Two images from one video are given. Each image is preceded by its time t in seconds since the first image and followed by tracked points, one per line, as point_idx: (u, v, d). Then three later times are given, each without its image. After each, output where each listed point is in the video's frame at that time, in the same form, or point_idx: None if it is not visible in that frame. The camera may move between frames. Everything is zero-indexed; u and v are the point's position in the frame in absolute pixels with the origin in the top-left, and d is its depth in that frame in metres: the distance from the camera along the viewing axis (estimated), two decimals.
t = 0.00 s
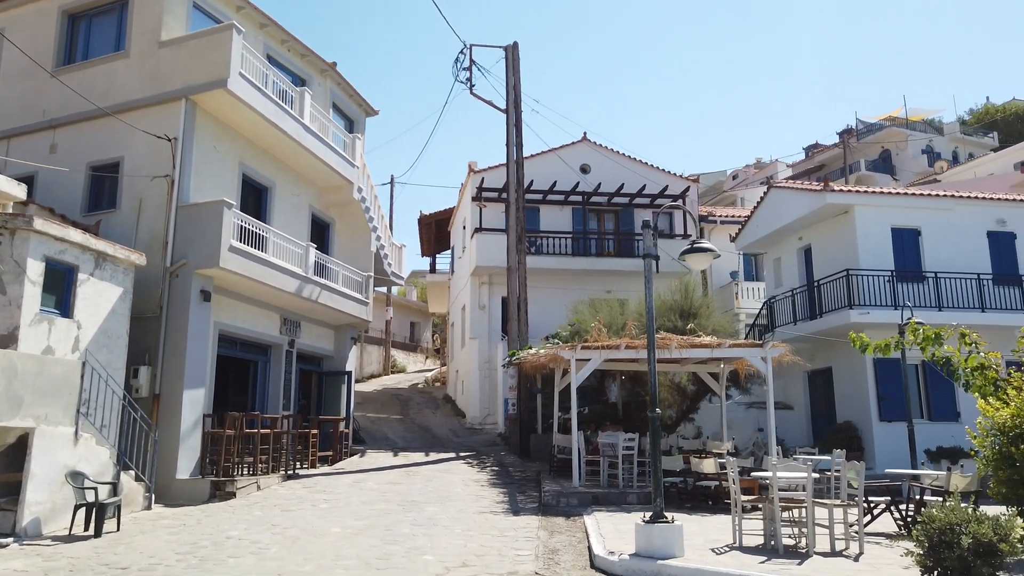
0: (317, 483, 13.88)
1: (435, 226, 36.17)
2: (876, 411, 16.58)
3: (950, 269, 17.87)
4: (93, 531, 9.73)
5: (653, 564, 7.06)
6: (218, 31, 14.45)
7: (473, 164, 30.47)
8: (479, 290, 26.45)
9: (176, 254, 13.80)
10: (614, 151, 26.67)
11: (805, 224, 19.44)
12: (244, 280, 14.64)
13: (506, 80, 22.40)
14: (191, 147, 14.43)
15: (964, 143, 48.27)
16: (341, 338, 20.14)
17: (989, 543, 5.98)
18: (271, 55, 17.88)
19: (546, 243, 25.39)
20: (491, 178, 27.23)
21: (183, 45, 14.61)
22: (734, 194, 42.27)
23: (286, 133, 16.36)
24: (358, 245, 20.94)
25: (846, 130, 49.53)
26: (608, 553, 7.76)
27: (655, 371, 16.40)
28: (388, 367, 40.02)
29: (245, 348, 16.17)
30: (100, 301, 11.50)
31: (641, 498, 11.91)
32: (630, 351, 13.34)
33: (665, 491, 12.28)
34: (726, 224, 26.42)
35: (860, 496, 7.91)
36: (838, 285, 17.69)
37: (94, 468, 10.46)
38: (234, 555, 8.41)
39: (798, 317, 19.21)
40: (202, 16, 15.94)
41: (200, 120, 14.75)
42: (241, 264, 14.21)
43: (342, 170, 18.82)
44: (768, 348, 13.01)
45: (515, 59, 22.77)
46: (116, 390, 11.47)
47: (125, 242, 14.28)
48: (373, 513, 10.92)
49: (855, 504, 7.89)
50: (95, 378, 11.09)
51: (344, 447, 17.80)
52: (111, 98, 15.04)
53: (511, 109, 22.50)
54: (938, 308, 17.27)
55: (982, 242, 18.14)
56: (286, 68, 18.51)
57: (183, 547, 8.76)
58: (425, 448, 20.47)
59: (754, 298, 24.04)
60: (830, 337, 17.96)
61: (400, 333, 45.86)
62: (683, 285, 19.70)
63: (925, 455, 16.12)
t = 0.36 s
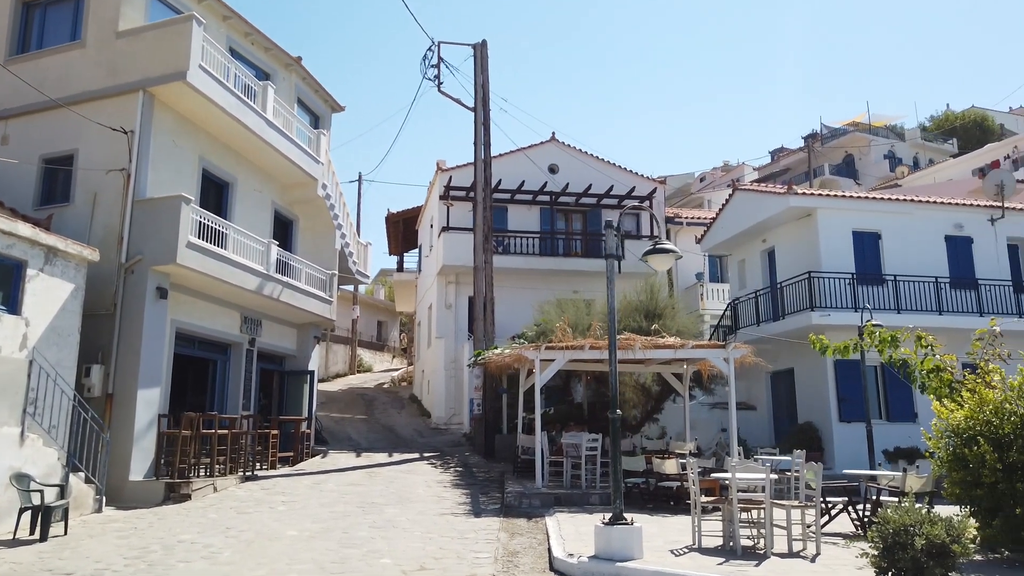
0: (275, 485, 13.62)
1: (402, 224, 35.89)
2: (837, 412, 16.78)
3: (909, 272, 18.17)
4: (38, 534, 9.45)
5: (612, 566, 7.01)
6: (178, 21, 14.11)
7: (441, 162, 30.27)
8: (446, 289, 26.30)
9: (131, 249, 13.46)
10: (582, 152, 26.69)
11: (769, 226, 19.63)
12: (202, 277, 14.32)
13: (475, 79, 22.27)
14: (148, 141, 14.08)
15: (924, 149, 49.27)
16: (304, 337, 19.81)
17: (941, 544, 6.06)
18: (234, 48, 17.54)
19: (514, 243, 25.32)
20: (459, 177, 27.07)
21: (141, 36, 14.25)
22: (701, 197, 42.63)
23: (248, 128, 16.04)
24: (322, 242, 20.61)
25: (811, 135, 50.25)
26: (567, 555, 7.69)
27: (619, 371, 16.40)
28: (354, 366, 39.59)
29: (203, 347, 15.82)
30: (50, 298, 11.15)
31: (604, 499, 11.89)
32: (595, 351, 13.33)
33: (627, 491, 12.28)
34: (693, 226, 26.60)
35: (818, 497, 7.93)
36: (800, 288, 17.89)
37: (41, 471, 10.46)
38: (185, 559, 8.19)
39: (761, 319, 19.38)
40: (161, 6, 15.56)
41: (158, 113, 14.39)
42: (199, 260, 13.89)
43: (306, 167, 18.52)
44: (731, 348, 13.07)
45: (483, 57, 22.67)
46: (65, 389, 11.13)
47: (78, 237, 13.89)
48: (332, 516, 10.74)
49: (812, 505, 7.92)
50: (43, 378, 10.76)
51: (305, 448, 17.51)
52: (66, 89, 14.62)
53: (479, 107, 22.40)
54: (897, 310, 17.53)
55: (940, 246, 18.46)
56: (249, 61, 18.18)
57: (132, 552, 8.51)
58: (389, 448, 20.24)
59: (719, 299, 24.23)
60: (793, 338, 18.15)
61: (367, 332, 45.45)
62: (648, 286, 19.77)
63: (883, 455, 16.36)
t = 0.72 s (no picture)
0: (229, 486, 13.35)
1: (367, 223, 35.52)
2: (794, 412, 16.97)
3: (865, 274, 18.45)
4: None
5: (565, 566, 6.97)
6: (132, 10, 13.75)
7: (406, 161, 30.04)
8: (409, 288, 26.09)
9: (80, 244, 13.08)
10: (547, 152, 26.67)
11: (730, 228, 19.80)
12: (155, 274, 13.97)
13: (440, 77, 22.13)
14: (100, 132, 13.69)
15: (883, 155, 50.30)
16: (262, 335, 19.44)
17: (889, 543, 6.11)
18: (192, 40, 17.17)
19: (478, 243, 25.21)
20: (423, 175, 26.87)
21: (94, 24, 13.88)
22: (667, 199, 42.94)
23: (204, 121, 15.68)
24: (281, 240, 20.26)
25: (775, 139, 50.95)
26: (521, 556, 7.63)
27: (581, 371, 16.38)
28: (316, 366, 39.08)
29: (156, 345, 15.44)
30: None
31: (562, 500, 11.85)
32: (555, 351, 13.29)
33: (586, 491, 12.25)
34: (656, 227, 26.75)
35: (771, 497, 7.96)
36: (759, 289, 18.07)
37: None
38: (129, 562, 7.95)
39: (722, 320, 19.54)
40: None
41: (110, 104, 14.00)
42: (151, 256, 13.55)
43: (265, 162, 18.18)
44: (690, 349, 13.13)
45: (448, 54, 22.52)
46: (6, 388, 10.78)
47: (25, 231, 13.46)
48: (285, 517, 10.54)
49: (766, 505, 7.95)
50: None
51: (262, 448, 17.20)
52: (14, 77, 14.18)
53: (444, 106, 22.24)
54: (853, 313, 17.80)
55: (896, 249, 18.80)
56: (207, 54, 17.82)
57: (73, 555, 8.25)
58: (350, 449, 19.97)
59: (680, 301, 24.42)
60: (752, 340, 18.32)
61: (330, 332, 44.97)
62: (611, 286, 19.81)
63: (838, 455, 16.59)
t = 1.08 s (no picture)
0: (171, 489, 12.98)
1: (324, 220, 35.02)
2: (746, 413, 17.15)
3: (816, 277, 18.74)
4: None
5: (508, 569, 6.89)
6: None
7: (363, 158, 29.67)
8: (366, 287, 25.77)
9: (16, 239, 12.61)
10: (506, 152, 26.57)
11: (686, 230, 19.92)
12: (96, 270, 13.53)
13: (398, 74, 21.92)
14: (39, 123, 13.22)
15: (838, 161, 51.34)
16: (211, 334, 18.99)
17: (827, 543, 6.15)
18: (139, 30, 16.70)
19: (436, 242, 25.02)
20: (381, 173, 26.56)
21: (35, 11, 13.40)
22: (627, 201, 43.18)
23: (151, 113, 15.25)
24: (232, 236, 19.82)
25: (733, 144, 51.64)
26: (464, 559, 7.51)
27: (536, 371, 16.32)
28: (272, 366, 38.40)
29: (97, 343, 14.96)
30: None
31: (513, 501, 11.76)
32: (508, 351, 13.21)
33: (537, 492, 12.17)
34: (614, 229, 26.84)
35: (716, 497, 7.97)
36: (713, 291, 18.23)
37: None
38: (56, 569, 7.64)
39: (677, 321, 19.67)
40: None
41: (50, 94, 13.53)
42: (92, 252, 13.12)
43: (215, 157, 17.76)
44: (642, 350, 13.15)
45: (406, 51, 22.30)
46: None
47: None
48: (227, 521, 10.26)
49: (710, 506, 7.95)
50: None
51: (210, 450, 16.79)
52: None
53: (402, 103, 22.01)
54: (803, 315, 18.07)
55: (846, 252, 19.13)
56: (156, 45, 17.35)
57: None
58: (302, 450, 19.62)
59: (637, 301, 24.55)
60: (705, 341, 18.48)
61: (287, 331, 44.26)
62: (567, 287, 19.80)
63: (788, 455, 16.83)
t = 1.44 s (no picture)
0: (121, 491, 12.64)
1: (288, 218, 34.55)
2: (707, 413, 17.28)
3: (777, 279, 18.95)
4: None
5: (460, 570, 6.81)
6: None
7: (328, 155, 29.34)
8: (329, 285, 25.47)
9: None
10: (472, 151, 26.47)
11: (649, 231, 20.01)
12: (46, 267, 13.15)
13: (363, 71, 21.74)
14: None
15: (801, 165, 52.14)
16: (167, 333, 18.58)
17: (776, 543, 6.17)
18: (95, 20, 16.29)
19: (401, 241, 24.85)
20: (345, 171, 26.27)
21: None
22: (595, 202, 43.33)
23: (105, 107, 14.87)
24: (189, 233, 19.42)
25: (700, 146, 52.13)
26: (416, 561, 7.41)
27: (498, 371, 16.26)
28: (234, 366, 37.76)
29: (46, 341, 14.54)
30: None
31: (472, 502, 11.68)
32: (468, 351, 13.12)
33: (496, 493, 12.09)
34: (580, 229, 26.88)
35: (671, 497, 7.96)
36: (675, 292, 18.34)
37: None
38: None
39: (640, 321, 19.76)
40: None
41: None
42: (41, 247, 12.75)
43: (172, 152, 17.39)
44: (603, 350, 13.14)
45: (371, 48, 22.10)
46: None
47: None
48: (177, 524, 10.01)
49: (665, 506, 7.95)
50: None
51: (165, 451, 16.43)
52: None
53: (366, 100, 21.81)
54: (763, 316, 18.28)
55: (806, 255, 19.38)
56: (112, 36, 16.94)
57: None
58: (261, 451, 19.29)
59: (602, 302, 24.62)
60: (667, 341, 18.59)
61: (250, 330, 43.59)
62: (531, 287, 19.76)
63: (746, 455, 17.00)
